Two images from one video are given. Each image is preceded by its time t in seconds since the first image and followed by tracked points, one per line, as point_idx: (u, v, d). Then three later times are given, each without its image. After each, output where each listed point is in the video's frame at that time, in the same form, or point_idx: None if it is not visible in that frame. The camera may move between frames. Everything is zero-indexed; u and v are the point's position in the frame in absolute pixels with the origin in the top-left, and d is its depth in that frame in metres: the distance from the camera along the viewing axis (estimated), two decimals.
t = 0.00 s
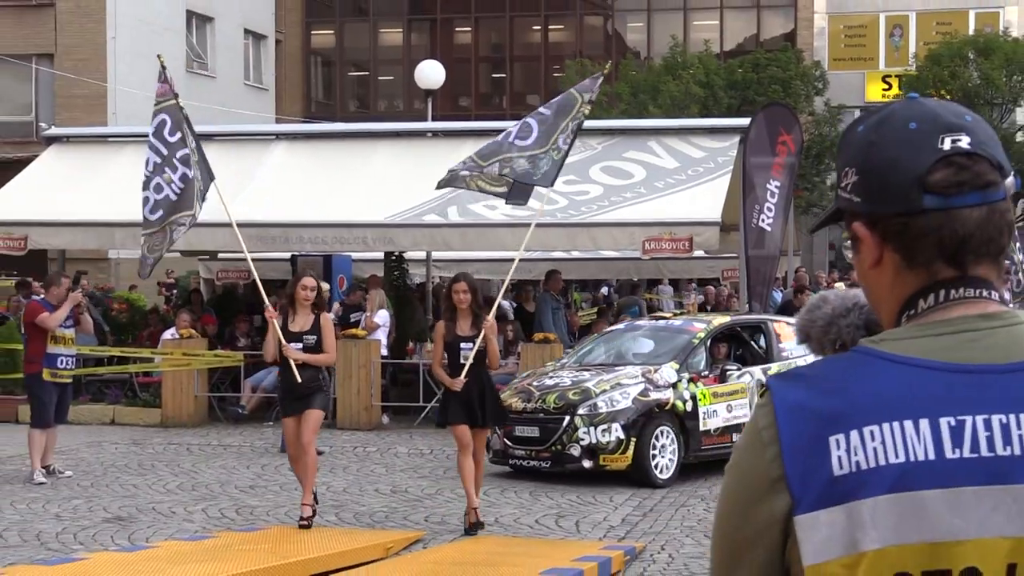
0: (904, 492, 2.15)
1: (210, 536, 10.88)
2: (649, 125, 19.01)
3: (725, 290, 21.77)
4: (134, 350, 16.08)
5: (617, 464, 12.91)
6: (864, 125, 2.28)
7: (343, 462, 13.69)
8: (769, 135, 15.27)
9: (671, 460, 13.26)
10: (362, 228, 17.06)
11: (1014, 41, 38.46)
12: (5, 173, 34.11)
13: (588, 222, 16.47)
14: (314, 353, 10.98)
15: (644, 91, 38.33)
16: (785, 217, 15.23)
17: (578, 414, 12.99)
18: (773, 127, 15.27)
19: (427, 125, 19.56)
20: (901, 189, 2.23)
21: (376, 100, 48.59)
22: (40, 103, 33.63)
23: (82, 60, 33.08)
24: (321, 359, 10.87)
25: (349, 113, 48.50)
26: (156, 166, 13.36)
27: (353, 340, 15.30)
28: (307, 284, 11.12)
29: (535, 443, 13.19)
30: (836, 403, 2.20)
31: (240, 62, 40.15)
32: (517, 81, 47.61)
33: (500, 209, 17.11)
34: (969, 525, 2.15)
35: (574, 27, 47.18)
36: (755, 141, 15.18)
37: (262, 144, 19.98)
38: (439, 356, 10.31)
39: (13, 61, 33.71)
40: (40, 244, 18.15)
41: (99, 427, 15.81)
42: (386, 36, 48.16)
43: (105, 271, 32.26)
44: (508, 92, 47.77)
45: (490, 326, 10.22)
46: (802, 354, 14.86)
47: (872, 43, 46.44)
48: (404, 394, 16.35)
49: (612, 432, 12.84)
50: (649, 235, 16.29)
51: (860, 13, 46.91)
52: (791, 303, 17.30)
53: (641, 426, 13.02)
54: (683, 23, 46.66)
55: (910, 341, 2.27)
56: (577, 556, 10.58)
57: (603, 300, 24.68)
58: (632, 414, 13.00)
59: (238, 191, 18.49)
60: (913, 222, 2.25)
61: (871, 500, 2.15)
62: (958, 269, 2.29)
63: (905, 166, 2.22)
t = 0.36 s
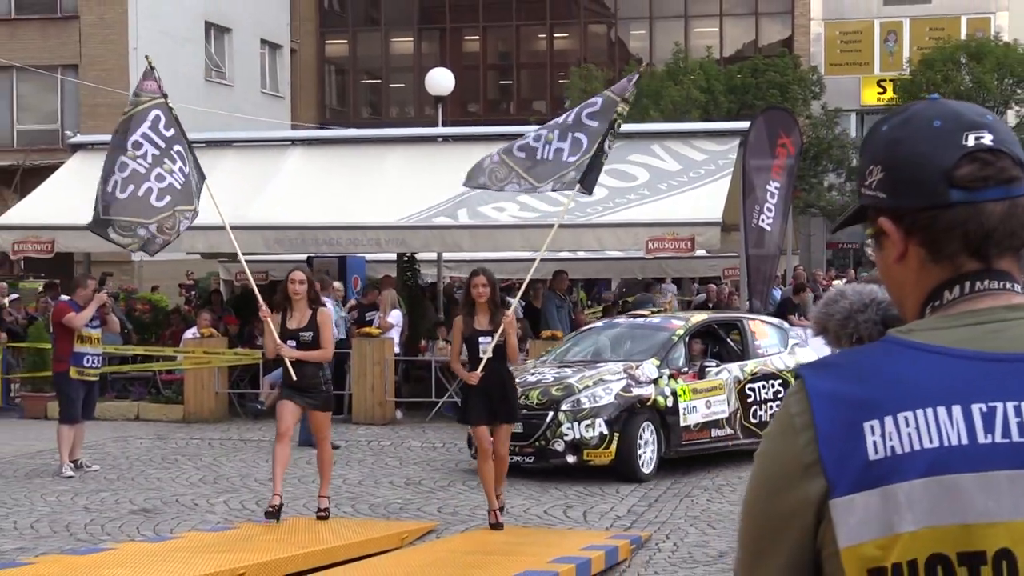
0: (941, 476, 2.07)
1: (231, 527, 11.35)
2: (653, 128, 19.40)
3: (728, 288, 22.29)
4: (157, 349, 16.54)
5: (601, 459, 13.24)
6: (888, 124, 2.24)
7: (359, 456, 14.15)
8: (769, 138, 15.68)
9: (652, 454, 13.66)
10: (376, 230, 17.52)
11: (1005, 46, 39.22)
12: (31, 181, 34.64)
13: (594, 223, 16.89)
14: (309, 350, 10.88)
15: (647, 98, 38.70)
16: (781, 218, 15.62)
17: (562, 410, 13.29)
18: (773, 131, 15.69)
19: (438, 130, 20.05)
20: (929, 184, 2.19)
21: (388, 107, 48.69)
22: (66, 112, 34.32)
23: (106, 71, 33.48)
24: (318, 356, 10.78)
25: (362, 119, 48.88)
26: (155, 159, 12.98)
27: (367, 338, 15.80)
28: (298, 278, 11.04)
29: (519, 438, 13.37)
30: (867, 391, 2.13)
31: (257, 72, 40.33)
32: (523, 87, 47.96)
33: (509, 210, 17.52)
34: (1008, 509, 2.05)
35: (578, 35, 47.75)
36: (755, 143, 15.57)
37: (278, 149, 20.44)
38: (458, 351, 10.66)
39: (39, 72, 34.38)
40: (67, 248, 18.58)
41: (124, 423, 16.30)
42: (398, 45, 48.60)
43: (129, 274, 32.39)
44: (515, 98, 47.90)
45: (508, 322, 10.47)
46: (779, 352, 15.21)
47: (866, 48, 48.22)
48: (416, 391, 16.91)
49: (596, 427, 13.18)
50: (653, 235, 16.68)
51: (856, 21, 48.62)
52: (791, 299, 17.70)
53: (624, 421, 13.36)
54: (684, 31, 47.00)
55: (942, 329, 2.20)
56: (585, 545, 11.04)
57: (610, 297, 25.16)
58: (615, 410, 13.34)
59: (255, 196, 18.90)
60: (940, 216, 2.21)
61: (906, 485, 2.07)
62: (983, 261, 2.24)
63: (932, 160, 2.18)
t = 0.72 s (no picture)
0: (968, 468, 2.27)
1: (268, 517, 11.82)
2: (675, 133, 19.79)
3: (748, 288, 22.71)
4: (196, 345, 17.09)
5: (609, 456, 13.42)
6: (915, 132, 2.47)
7: (391, 449, 14.63)
8: (786, 142, 16.03)
9: (657, 451, 13.88)
10: (406, 230, 18.10)
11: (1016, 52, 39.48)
12: (75, 184, 35.38)
13: (618, 224, 17.33)
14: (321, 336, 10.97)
15: (670, 103, 39.16)
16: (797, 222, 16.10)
17: (572, 407, 13.43)
18: (790, 135, 16.06)
19: (466, 134, 20.43)
20: (955, 186, 2.41)
21: (419, 112, 49.44)
22: (109, 118, 34.94)
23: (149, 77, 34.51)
24: (329, 343, 10.88)
25: (392, 124, 49.24)
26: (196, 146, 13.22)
27: (399, 336, 16.23)
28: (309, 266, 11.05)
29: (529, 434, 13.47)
30: (899, 388, 2.34)
31: (292, 79, 41.02)
32: (549, 94, 48.52)
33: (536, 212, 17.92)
34: None
35: (601, 43, 48.21)
36: (772, 147, 15.86)
37: (312, 154, 20.92)
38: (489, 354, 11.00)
39: (83, 79, 35.10)
40: (110, 248, 19.13)
41: (165, 416, 16.84)
42: (428, 52, 49.07)
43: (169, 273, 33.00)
44: (541, 104, 48.49)
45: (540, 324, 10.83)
46: (776, 351, 15.62)
47: (881, 55, 48.56)
48: (445, 385, 17.29)
49: (606, 424, 13.34)
50: (673, 236, 17.15)
51: (870, 28, 48.99)
52: (806, 298, 18.13)
53: (633, 418, 13.53)
54: (703, 39, 47.35)
55: (969, 326, 2.41)
56: (610, 535, 11.47)
57: (632, 296, 25.56)
58: (624, 407, 13.51)
59: (288, 199, 19.37)
60: (966, 216, 2.42)
61: (936, 475, 2.28)
62: (1009, 260, 2.44)
63: (960, 161, 2.40)
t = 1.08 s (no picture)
0: (977, 469, 2.33)
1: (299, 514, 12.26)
2: (693, 144, 20.26)
3: (765, 294, 23.15)
4: (231, 347, 17.63)
5: (615, 462, 13.52)
6: (928, 145, 2.53)
7: (418, 448, 15.07)
8: (802, 153, 16.49)
9: (661, 455, 13.98)
10: (434, 238, 18.56)
11: None
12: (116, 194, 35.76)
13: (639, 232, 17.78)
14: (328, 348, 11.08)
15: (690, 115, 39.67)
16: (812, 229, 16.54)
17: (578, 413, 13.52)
18: (806, 146, 16.51)
19: (491, 145, 20.98)
20: (967, 197, 2.47)
21: (446, 123, 50.05)
22: (149, 129, 35.60)
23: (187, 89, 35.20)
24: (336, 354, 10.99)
25: (419, 135, 49.88)
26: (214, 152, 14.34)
27: (426, 339, 16.70)
28: (319, 278, 11.22)
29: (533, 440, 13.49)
30: (911, 391, 2.39)
31: (324, 91, 41.73)
32: (571, 106, 49.12)
33: (558, 220, 18.39)
34: None
35: (623, 57, 48.70)
36: (789, 158, 16.38)
37: (343, 163, 21.47)
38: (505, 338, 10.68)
39: (124, 91, 35.82)
40: (149, 254, 19.69)
41: (201, 416, 17.36)
42: (455, 66, 49.62)
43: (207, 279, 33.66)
44: (564, 116, 49.13)
45: (554, 312, 10.47)
46: (770, 356, 15.73)
47: (894, 70, 49.03)
48: (471, 388, 17.64)
49: (611, 430, 13.43)
50: (693, 244, 17.57)
51: (884, 43, 49.35)
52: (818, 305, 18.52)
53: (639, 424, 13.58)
54: (722, 53, 47.75)
55: (984, 334, 2.45)
56: (629, 533, 11.88)
57: (652, 302, 25.98)
58: (628, 413, 13.58)
59: (320, 207, 19.91)
60: (976, 225, 2.49)
61: (947, 477, 2.34)
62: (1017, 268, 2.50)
63: (971, 173, 2.46)
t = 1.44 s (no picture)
0: (995, 466, 2.34)
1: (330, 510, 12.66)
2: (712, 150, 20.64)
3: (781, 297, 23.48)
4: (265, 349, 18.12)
5: (625, 465, 13.57)
6: (944, 149, 2.53)
7: (445, 447, 15.46)
8: (819, 159, 16.81)
9: (668, 457, 14.04)
10: (459, 243, 18.90)
11: None
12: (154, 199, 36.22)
13: (659, 236, 18.19)
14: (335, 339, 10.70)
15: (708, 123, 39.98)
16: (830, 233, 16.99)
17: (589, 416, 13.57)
18: (823, 152, 16.84)
19: (514, 153, 21.48)
20: (982, 201, 2.49)
21: (471, 131, 50.66)
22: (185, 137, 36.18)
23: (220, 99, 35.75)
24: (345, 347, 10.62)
25: (447, 142, 50.43)
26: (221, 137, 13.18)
27: (452, 341, 17.08)
28: (327, 269, 10.75)
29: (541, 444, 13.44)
30: (927, 389, 2.40)
31: (353, 98, 42.34)
32: (594, 114, 49.58)
33: (581, 225, 18.77)
34: None
35: (643, 66, 49.06)
36: (806, 164, 16.67)
37: (372, 170, 21.93)
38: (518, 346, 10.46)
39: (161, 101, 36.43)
40: (186, 257, 20.08)
41: (236, 415, 17.81)
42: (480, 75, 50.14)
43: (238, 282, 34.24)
44: (586, 123, 49.62)
45: (568, 319, 10.27)
46: (769, 358, 15.90)
47: (908, 77, 49.24)
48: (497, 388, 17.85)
49: (621, 433, 13.48)
50: (712, 247, 17.87)
51: (898, 51, 49.46)
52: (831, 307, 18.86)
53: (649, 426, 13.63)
54: (740, 63, 48.04)
55: (997, 334, 2.47)
56: (650, 529, 12.23)
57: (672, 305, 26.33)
58: (638, 416, 13.64)
59: (349, 212, 20.34)
60: (991, 227, 2.50)
61: (963, 473, 2.35)
62: None
63: (985, 175, 2.48)
